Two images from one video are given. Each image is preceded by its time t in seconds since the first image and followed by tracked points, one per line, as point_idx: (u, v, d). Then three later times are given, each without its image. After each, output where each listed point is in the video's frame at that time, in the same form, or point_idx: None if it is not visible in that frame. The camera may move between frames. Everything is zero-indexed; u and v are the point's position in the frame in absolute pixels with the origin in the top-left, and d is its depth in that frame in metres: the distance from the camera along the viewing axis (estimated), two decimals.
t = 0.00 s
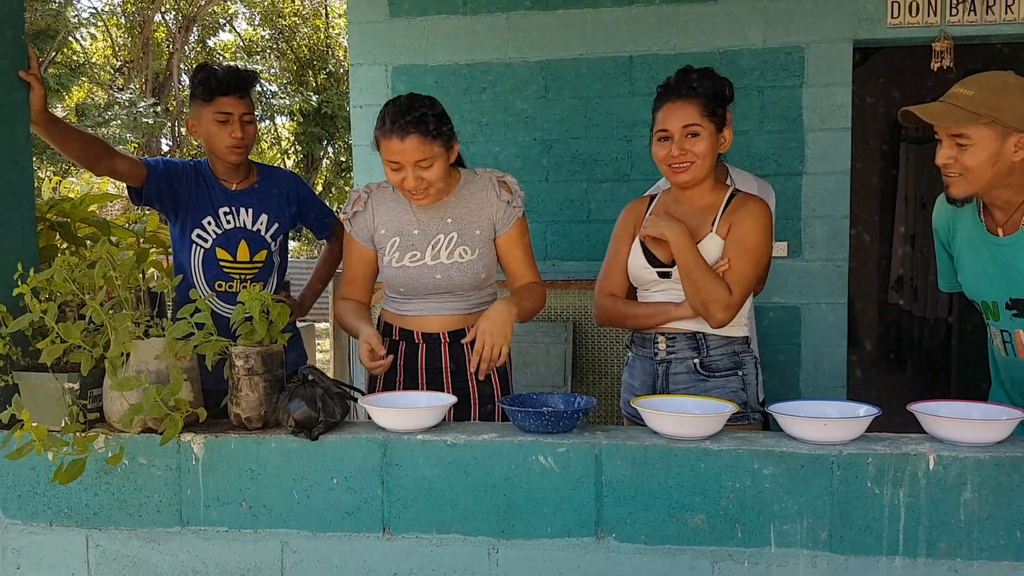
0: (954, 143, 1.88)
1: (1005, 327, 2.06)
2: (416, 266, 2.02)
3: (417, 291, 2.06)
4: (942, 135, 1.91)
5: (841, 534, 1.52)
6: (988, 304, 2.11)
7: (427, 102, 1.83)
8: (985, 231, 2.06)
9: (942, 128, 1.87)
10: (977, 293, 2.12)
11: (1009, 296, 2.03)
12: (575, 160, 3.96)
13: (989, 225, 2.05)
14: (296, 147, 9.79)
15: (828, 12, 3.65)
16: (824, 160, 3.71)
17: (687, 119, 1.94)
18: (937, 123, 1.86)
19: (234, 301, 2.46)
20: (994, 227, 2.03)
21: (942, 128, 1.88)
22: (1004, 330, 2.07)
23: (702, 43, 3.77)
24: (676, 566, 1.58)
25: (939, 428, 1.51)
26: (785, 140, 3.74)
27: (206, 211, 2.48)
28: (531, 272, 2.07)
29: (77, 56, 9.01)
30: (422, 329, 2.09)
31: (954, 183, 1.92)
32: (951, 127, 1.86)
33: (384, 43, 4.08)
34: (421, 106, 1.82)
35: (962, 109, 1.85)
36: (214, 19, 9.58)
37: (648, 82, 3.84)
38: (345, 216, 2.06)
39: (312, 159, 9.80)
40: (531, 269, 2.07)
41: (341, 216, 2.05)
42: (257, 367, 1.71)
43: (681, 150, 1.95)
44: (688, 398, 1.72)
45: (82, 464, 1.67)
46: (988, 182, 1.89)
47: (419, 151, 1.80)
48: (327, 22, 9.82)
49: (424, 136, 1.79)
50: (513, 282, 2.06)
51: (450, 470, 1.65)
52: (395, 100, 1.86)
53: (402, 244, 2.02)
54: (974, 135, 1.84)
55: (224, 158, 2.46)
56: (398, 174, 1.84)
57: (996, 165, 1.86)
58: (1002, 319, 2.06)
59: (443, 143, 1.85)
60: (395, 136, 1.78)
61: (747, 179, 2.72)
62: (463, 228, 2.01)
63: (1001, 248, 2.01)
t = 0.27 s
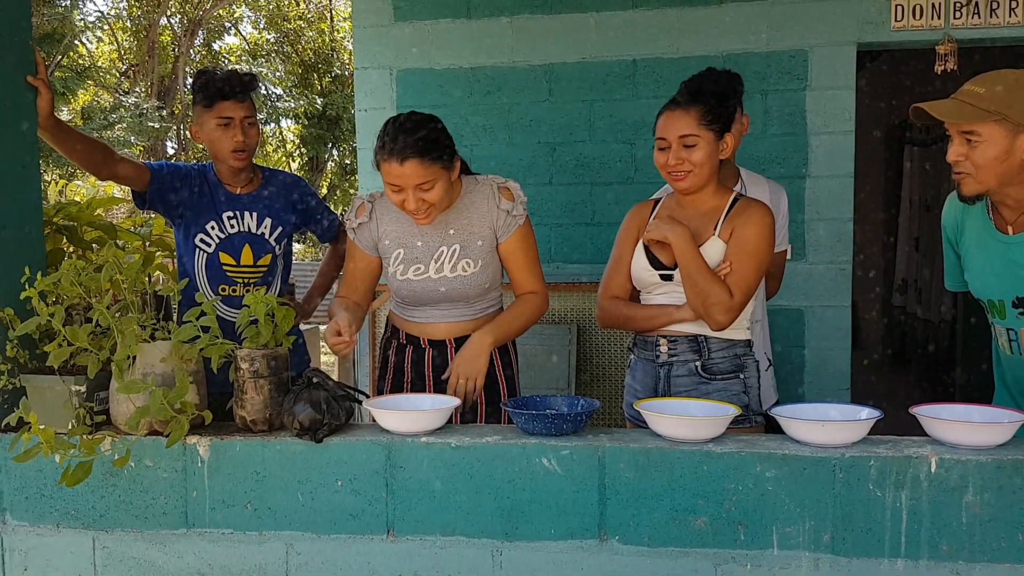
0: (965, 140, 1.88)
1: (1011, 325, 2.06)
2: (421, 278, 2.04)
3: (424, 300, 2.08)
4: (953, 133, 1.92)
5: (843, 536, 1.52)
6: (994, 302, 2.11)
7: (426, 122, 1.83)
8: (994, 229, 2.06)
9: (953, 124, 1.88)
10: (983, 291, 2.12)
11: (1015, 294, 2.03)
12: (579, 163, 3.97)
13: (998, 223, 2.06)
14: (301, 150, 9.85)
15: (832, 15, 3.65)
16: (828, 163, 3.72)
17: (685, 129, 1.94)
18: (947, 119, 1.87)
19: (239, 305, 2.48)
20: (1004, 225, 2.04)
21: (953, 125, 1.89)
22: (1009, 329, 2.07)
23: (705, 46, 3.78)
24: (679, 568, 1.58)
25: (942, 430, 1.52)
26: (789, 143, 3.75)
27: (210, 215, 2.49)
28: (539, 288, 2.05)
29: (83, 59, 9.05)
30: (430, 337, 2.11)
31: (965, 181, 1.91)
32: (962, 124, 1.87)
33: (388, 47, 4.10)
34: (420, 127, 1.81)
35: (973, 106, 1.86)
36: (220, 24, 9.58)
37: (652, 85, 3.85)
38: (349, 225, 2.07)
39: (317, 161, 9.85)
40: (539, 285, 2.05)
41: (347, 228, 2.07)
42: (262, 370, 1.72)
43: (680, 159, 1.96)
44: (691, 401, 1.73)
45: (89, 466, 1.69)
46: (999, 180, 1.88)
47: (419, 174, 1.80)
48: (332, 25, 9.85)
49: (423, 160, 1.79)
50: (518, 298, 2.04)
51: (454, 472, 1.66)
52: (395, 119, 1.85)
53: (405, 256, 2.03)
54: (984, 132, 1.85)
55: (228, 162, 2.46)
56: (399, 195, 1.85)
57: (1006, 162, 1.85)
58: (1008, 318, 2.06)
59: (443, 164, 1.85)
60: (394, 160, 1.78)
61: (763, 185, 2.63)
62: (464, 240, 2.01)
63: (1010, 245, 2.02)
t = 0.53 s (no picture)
0: (978, 136, 1.88)
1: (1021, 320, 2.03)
2: (421, 292, 2.09)
3: (427, 309, 2.15)
4: (966, 130, 1.91)
5: (845, 531, 1.53)
6: (1004, 298, 2.09)
7: (426, 149, 1.83)
8: (1005, 225, 2.05)
9: (966, 120, 1.88)
10: (994, 287, 2.11)
11: None
12: (583, 160, 3.97)
13: (1009, 219, 2.05)
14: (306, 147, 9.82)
15: (836, 11, 3.65)
16: (831, 160, 3.72)
17: (686, 127, 1.95)
18: (960, 115, 1.86)
19: (243, 302, 2.50)
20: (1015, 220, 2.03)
21: (966, 121, 1.89)
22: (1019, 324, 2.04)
23: (709, 42, 3.78)
24: (681, 562, 1.59)
25: (944, 426, 1.52)
26: (793, 140, 3.75)
27: (213, 214, 2.51)
28: (537, 295, 2.10)
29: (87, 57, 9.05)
30: (434, 343, 2.19)
31: (982, 179, 1.91)
32: (975, 120, 1.86)
33: (392, 44, 4.11)
34: (418, 154, 1.81)
35: (986, 101, 1.85)
36: (223, 21, 9.57)
37: (655, 82, 3.85)
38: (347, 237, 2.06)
39: (321, 159, 9.85)
40: (538, 293, 2.10)
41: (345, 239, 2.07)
42: (267, 366, 1.74)
43: (682, 156, 1.97)
44: (693, 396, 1.74)
45: (95, 461, 1.70)
46: (1013, 176, 1.88)
47: (419, 201, 1.80)
48: (335, 23, 9.85)
49: (423, 187, 1.79)
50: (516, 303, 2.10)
51: (457, 467, 1.67)
52: (393, 146, 1.85)
53: (405, 271, 2.06)
54: (998, 128, 1.84)
55: (229, 161, 2.47)
56: (399, 221, 1.85)
57: (1020, 157, 1.85)
58: (1018, 313, 2.04)
59: (443, 190, 1.85)
60: (394, 187, 1.78)
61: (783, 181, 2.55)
62: (464, 257, 2.04)
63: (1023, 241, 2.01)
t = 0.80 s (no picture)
0: (974, 146, 1.88)
1: None
2: (422, 329, 2.14)
3: (428, 340, 2.20)
4: (963, 139, 1.92)
5: (842, 526, 1.54)
6: (1005, 304, 2.10)
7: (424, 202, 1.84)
8: (1004, 234, 2.05)
9: (963, 130, 1.88)
10: (994, 293, 2.11)
11: None
12: (583, 159, 3.98)
13: (1007, 227, 2.04)
14: (308, 146, 9.72)
15: (836, 9, 3.66)
16: (831, 158, 3.72)
17: (686, 126, 1.95)
18: (956, 125, 1.87)
19: (245, 298, 2.49)
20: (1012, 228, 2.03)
21: (963, 131, 1.89)
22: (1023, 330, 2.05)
23: (709, 40, 3.78)
24: (679, 557, 1.60)
25: (941, 421, 1.53)
26: (793, 138, 3.75)
27: (213, 211, 2.52)
28: (539, 310, 2.18)
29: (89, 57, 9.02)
30: (436, 362, 2.24)
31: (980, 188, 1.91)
32: (972, 130, 1.87)
33: (392, 43, 4.11)
34: (413, 211, 1.81)
35: (981, 112, 1.86)
36: (225, 21, 9.53)
37: (655, 80, 3.85)
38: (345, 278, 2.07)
39: (323, 158, 9.85)
40: (542, 308, 2.17)
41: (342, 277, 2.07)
42: (267, 364, 1.75)
43: (681, 158, 1.98)
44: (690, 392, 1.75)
45: (97, 458, 1.72)
46: (1010, 186, 1.89)
47: (416, 258, 1.81)
48: (336, 22, 9.85)
49: (421, 243, 1.80)
50: (520, 317, 2.19)
51: (457, 464, 1.68)
52: (390, 200, 1.85)
53: (405, 311, 2.10)
54: (994, 138, 1.85)
55: (225, 160, 2.49)
56: (396, 276, 1.86)
57: (1017, 167, 1.85)
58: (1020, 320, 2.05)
59: (442, 245, 1.86)
60: (392, 244, 1.79)
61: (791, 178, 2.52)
62: (466, 299, 2.08)
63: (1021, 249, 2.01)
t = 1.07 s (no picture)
0: (965, 148, 1.89)
1: (1018, 329, 2.06)
2: (423, 355, 2.19)
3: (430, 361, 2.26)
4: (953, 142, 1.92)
5: (837, 527, 1.55)
6: (999, 307, 2.11)
7: (423, 249, 1.84)
8: (996, 238, 2.07)
9: (952, 133, 1.89)
10: (988, 296, 2.12)
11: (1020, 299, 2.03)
12: (586, 161, 4.00)
13: (1000, 232, 2.06)
14: (313, 149, 9.85)
15: (838, 12, 3.67)
16: (834, 161, 3.73)
17: (686, 131, 1.97)
18: (946, 128, 1.88)
19: (246, 301, 2.52)
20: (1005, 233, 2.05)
21: (953, 133, 1.90)
22: (1016, 333, 2.06)
23: (711, 44, 3.79)
24: (675, 558, 1.62)
25: (934, 424, 1.54)
26: (795, 141, 3.76)
27: (213, 215, 2.54)
28: (544, 330, 2.22)
29: (97, 60, 8.98)
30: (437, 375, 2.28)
31: (970, 189, 1.92)
32: (961, 132, 1.88)
33: (396, 46, 4.14)
34: (412, 261, 1.81)
35: (971, 114, 1.87)
36: (232, 24, 9.65)
37: (659, 83, 3.87)
38: (346, 306, 2.09)
39: (329, 161, 9.88)
40: (545, 329, 2.21)
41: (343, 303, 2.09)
42: (268, 365, 1.77)
43: (682, 163, 1.99)
44: (687, 394, 1.76)
45: (100, 459, 1.74)
46: (1000, 187, 1.89)
47: (416, 306, 1.82)
48: (343, 25, 9.88)
49: (421, 293, 1.81)
50: (524, 335, 2.22)
51: (455, 464, 1.70)
52: (389, 247, 1.85)
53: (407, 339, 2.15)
54: (984, 140, 1.86)
55: (223, 166, 2.51)
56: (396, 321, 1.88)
57: (1006, 169, 1.86)
58: (1014, 322, 2.06)
59: (442, 291, 1.87)
60: (392, 296, 1.81)
61: (787, 182, 2.53)
62: (468, 329, 2.12)
63: (1015, 253, 2.02)
